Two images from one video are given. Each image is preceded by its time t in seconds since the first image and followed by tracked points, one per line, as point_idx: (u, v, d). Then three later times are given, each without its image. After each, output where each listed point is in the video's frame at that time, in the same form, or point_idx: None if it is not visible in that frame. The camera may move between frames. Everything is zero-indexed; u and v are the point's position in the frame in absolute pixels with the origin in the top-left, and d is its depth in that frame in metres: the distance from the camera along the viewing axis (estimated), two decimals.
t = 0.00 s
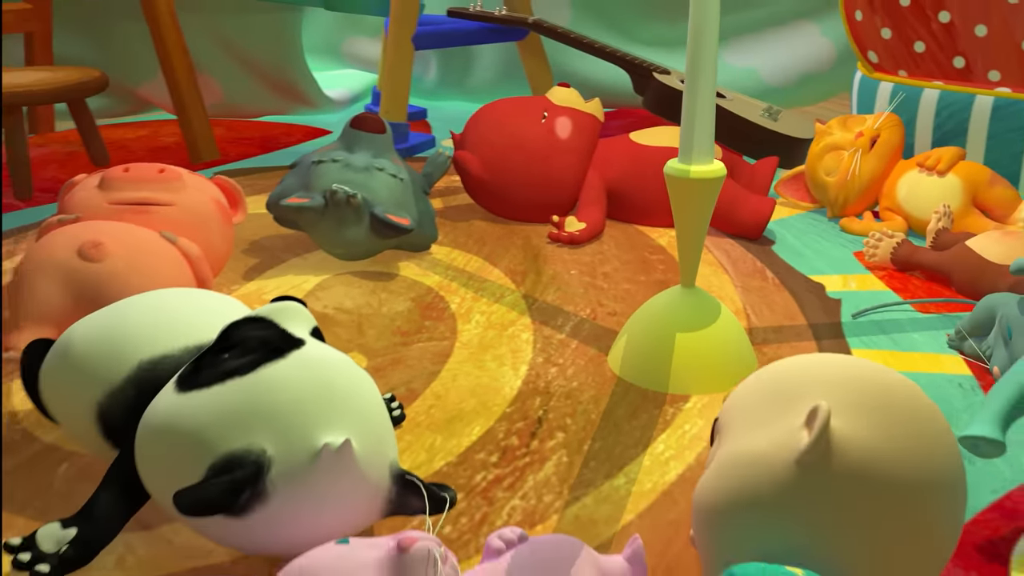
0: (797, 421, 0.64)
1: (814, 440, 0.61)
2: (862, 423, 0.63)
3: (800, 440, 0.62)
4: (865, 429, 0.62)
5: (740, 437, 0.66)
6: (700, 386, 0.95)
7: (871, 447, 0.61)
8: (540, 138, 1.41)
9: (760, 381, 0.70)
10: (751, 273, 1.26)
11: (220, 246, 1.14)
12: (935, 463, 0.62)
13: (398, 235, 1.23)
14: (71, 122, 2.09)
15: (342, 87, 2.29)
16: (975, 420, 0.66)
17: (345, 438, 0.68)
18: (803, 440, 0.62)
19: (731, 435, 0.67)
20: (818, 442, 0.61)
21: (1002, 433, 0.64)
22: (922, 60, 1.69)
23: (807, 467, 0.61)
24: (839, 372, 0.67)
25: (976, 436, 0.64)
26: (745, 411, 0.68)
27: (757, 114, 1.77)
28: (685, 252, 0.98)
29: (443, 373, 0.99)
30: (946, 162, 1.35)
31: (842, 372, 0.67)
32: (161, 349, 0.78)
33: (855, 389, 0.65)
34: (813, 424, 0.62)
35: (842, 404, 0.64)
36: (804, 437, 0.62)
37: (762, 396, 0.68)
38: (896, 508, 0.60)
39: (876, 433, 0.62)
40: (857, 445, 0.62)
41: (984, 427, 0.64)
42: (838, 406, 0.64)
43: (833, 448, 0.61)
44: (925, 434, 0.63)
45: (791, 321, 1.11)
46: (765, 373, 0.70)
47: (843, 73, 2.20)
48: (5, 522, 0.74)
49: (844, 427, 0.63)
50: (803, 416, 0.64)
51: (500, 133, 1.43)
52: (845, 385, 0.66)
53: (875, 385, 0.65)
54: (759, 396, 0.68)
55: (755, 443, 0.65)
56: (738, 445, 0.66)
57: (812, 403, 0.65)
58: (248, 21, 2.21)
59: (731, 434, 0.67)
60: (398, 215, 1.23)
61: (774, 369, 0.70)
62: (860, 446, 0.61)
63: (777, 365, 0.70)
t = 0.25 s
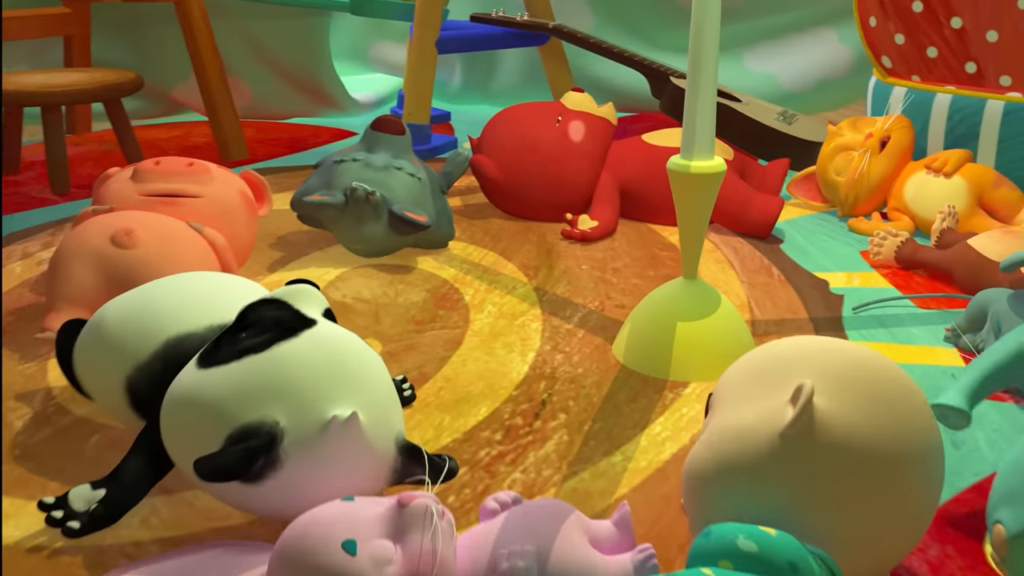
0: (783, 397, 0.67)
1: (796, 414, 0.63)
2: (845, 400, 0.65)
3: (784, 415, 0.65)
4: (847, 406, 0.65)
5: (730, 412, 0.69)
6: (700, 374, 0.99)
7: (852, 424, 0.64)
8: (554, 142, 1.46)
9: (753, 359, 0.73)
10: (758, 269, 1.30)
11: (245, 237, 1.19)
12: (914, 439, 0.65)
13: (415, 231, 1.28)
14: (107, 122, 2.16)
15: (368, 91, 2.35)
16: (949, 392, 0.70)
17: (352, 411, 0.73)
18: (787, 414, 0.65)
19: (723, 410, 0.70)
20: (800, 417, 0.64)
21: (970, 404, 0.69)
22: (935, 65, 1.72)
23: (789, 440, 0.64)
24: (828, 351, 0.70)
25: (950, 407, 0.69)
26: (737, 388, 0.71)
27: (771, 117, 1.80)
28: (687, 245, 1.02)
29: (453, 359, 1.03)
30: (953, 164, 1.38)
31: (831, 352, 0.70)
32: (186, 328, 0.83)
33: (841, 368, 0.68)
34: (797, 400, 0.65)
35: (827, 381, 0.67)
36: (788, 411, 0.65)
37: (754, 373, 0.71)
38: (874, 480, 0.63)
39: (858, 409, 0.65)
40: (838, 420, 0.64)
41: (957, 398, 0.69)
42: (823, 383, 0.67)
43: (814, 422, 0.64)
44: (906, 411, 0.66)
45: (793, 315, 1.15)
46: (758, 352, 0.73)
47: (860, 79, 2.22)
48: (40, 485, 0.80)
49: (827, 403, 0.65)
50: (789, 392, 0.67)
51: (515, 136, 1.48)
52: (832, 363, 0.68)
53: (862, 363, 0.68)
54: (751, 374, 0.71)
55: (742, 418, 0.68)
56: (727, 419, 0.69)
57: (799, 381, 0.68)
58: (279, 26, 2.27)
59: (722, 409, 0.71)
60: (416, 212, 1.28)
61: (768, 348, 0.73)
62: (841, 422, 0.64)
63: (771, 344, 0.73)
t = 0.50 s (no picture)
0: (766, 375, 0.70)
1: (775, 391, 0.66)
2: (824, 379, 0.68)
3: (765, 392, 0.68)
4: (826, 385, 0.68)
5: (716, 390, 0.72)
6: (695, 363, 1.03)
7: (831, 401, 0.67)
8: (562, 144, 1.51)
9: (741, 341, 0.76)
10: (759, 266, 1.33)
11: (262, 231, 1.24)
12: (889, 418, 0.68)
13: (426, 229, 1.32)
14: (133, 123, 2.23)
15: (386, 95, 2.41)
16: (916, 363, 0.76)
17: (356, 391, 0.77)
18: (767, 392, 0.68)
19: (711, 389, 0.74)
20: (779, 394, 0.67)
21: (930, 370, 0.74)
22: (939, 70, 1.74)
23: (769, 416, 0.67)
24: (812, 334, 0.72)
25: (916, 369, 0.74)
26: (725, 368, 0.74)
27: (779, 121, 1.83)
28: (684, 240, 1.05)
29: (459, 347, 1.07)
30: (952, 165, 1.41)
31: (815, 334, 0.72)
32: (203, 313, 0.88)
33: (823, 349, 0.71)
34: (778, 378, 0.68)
35: (809, 362, 0.70)
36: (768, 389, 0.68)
37: (742, 353, 0.74)
38: (849, 455, 0.66)
39: (836, 388, 0.68)
40: (816, 397, 0.67)
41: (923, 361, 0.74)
42: (804, 363, 0.70)
43: (793, 399, 0.67)
44: (882, 391, 0.68)
45: (790, 309, 1.18)
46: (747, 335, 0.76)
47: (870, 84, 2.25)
48: (66, 458, 0.85)
49: (806, 382, 0.68)
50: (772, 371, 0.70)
51: (525, 139, 1.53)
52: (815, 345, 0.71)
53: (844, 346, 0.71)
54: (740, 354, 0.74)
55: (727, 395, 0.71)
56: (714, 397, 0.72)
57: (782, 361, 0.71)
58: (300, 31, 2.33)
59: (710, 388, 0.74)
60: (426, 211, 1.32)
61: (757, 330, 0.76)
62: (819, 400, 0.67)
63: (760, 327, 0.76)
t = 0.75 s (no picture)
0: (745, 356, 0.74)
1: (751, 368, 0.70)
2: (800, 360, 0.72)
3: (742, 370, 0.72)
4: (801, 365, 0.72)
5: (698, 371, 0.76)
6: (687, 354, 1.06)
7: (806, 379, 0.71)
8: (564, 144, 1.55)
9: (724, 326, 0.80)
10: (754, 264, 1.37)
11: (271, 227, 1.28)
12: (861, 397, 0.71)
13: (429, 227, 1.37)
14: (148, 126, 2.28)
15: (396, 99, 2.45)
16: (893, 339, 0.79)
17: (356, 376, 0.81)
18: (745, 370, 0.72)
19: (694, 369, 0.77)
20: (755, 371, 0.70)
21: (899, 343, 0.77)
22: (936, 75, 1.78)
23: (746, 393, 0.71)
24: (791, 319, 0.76)
25: (882, 340, 0.78)
26: (708, 350, 0.78)
27: (778, 125, 1.86)
28: (677, 235, 1.09)
29: (460, 338, 1.12)
30: (945, 164, 1.45)
31: (794, 319, 0.76)
32: (213, 302, 0.92)
33: (800, 332, 0.74)
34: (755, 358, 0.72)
35: (786, 344, 0.73)
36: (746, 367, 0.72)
37: (724, 336, 0.78)
38: (821, 431, 0.70)
39: (811, 368, 0.71)
40: (791, 376, 0.71)
41: (890, 333, 0.77)
42: (782, 344, 0.73)
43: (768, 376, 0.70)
44: (854, 372, 0.72)
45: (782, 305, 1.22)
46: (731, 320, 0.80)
47: (870, 89, 2.29)
48: (82, 438, 0.89)
49: (783, 362, 0.72)
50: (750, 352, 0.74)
51: (528, 140, 1.57)
52: (793, 328, 0.75)
53: (820, 330, 0.74)
54: (722, 337, 0.78)
55: (708, 374, 0.74)
56: (696, 376, 0.76)
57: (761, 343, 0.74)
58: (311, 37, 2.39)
59: (693, 369, 0.78)
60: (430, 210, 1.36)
61: (740, 315, 0.80)
62: (794, 378, 0.71)
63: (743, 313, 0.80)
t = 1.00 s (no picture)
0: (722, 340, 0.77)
1: (726, 350, 0.74)
2: (773, 344, 0.75)
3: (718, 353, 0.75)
4: (774, 348, 0.75)
5: (678, 354, 0.80)
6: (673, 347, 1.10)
7: (779, 361, 0.74)
8: (558, 146, 1.59)
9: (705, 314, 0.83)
10: (742, 263, 1.41)
11: (271, 225, 1.32)
12: (831, 379, 0.74)
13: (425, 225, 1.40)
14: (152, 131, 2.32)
15: (395, 104, 2.50)
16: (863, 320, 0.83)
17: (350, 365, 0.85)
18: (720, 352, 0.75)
19: (674, 354, 0.81)
20: (729, 353, 0.74)
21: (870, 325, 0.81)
22: (924, 79, 1.81)
23: (721, 374, 0.74)
24: (767, 306, 0.80)
25: (854, 322, 0.81)
26: (688, 335, 0.81)
27: (769, 128, 1.90)
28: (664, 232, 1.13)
29: (453, 332, 1.15)
30: (929, 166, 1.49)
31: (769, 306, 0.80)
32: (215, 294, 0.96)
33: (774, 318, 0.78)
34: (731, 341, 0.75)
35: (761, 329, 0.77)
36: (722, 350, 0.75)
37: (703, 323, 0.81)
38: (792, 410, 0.73)
39: (783, 351, 0.75)
40: (764, 358, 0.74)
41: (862, 315, 0.81)
42: (756, 329, 0.77)
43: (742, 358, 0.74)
44: (825, 356, 0.75)
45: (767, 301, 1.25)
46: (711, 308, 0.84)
47: (862, 94, 2.32)
48: (88, 424, 0.93)
49: (756, 345, 0.75)
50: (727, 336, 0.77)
51: (523, 141, 1.61)
52: (768, 315, 0.78)
53: (794, 316, 0.78)
54: (701, 323, 0.82)
55: (686, 357, 0.78)
56: (675, 360, 0.79)
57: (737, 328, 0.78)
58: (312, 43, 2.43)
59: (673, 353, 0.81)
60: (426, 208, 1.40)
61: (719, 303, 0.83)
62: (767, 361, 0.74)
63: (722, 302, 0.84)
